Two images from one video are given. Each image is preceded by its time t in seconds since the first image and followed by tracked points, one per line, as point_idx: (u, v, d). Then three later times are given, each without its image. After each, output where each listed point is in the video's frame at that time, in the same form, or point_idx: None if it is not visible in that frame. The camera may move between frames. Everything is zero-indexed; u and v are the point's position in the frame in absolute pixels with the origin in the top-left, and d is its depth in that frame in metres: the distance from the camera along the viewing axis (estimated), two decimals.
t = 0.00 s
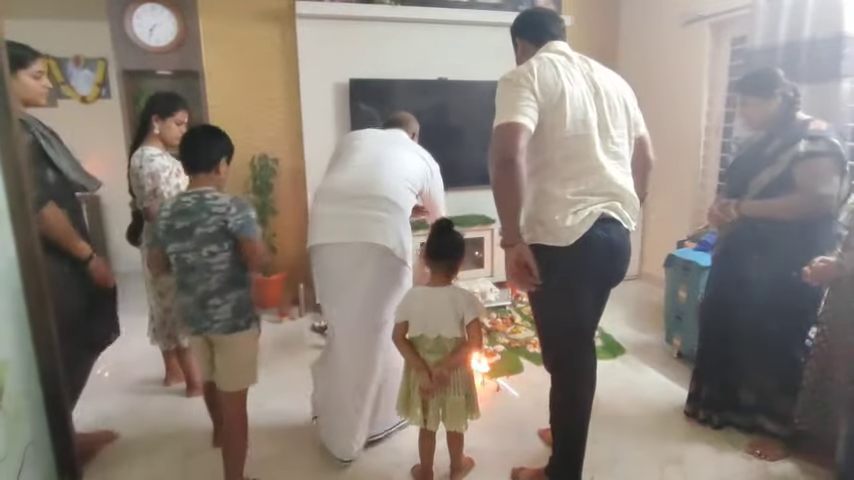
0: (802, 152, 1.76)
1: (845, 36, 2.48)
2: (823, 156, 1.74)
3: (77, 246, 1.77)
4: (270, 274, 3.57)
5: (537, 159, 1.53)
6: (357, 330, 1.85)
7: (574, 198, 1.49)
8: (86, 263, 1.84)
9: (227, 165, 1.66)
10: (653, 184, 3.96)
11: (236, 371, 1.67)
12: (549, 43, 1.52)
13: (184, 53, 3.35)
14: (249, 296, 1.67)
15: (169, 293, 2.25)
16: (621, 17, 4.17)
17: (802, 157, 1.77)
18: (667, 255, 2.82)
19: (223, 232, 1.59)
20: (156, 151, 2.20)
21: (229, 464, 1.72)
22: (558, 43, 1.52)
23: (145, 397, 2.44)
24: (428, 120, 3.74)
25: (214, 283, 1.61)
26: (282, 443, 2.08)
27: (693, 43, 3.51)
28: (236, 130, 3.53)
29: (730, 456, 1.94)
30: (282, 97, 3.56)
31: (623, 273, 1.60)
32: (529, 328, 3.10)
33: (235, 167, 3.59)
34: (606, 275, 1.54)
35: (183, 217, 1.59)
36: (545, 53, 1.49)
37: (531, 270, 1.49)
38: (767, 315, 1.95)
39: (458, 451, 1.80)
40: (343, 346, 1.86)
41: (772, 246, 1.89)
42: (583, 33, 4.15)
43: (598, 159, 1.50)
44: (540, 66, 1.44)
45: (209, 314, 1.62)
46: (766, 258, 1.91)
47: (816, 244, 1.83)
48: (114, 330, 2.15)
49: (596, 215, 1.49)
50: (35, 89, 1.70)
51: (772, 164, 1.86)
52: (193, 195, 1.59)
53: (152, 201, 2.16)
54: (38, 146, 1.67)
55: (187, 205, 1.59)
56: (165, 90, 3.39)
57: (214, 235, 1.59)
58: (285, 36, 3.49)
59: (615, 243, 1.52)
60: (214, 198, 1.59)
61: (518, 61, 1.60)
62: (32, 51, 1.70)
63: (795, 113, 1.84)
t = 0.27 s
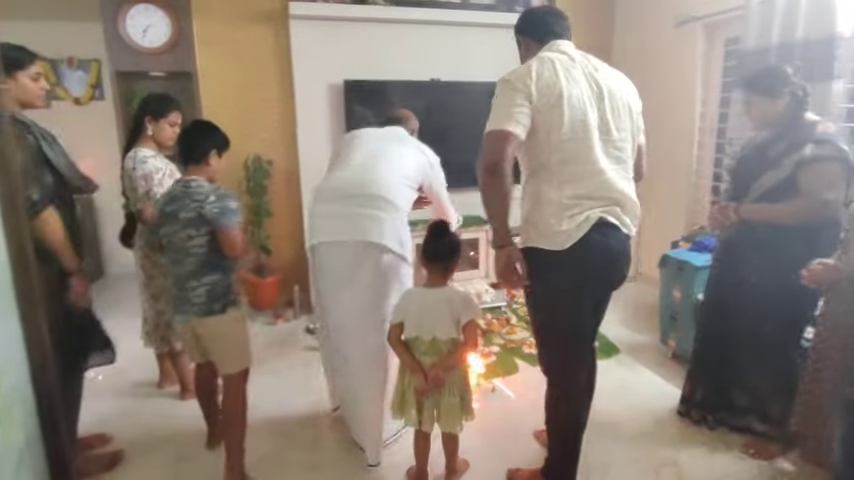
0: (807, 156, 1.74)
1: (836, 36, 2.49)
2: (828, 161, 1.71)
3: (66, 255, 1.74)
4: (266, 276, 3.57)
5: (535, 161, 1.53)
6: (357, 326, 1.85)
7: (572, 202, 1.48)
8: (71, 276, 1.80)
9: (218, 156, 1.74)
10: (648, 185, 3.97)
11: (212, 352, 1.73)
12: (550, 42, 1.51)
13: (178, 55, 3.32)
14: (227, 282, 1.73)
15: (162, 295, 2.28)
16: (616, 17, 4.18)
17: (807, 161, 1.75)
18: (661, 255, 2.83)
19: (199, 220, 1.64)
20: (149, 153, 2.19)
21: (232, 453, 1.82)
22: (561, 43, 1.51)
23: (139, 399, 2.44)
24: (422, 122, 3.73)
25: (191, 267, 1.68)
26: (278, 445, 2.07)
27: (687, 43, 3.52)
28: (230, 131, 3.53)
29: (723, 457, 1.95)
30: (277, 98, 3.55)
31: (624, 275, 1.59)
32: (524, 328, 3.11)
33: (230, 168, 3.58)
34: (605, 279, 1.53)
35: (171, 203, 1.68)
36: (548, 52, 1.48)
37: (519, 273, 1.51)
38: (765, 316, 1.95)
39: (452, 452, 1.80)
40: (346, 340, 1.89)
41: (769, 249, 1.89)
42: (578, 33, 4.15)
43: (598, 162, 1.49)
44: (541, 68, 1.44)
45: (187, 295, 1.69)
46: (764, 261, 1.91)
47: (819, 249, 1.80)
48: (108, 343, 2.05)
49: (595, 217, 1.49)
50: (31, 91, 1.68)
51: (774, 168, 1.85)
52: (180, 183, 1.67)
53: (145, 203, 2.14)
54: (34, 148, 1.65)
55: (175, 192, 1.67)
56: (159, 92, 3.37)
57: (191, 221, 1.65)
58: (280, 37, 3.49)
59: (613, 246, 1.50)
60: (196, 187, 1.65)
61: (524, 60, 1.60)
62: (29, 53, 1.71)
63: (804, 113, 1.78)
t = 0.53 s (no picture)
0: (811, 163, 1.72)
1: (826, 37, 2.51)
2: (831, 169, 1.69)
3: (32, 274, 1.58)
4: (259, 277, 3.55)
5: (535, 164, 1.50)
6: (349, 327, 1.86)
7: (572, 206, 1.46)
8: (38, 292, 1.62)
9: (210, 156, 1.72)
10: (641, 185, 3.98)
11: (197, 347, 1.73)
12: (548, 42, 1.49)
13: (170, 56, 3.30)
14: (213, 280, 1.71)
15: (153, 297, 2.30)
16: (609, 18, 4.20)
17: (812, 168, 1.73)
18: (654, 254, 2.83)
19: (182, 217, 1.64)
20: (142, 155, 2.18)
21: (216, 451, 1.81)
22: (560, 42, 1.48)
23: (132, 403, 2.42)
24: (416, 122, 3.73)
25: (177, 263, 1.69)
26: (272, 447, 2.06)
27: (679, 44, 3.53)
28: (223, 132, 3.51)
29: (715, 456, 1.96)
30: (269, 99, 3.54)
31: (627, 284, 1.55)
32: (519, 328, 3.11)
33: (223, 169, 3.57)
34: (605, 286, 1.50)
35: (161, 200, 1.70)
36: (547, 52, 1.45)
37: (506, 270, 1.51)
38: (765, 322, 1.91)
39: (446, 454, 1.80)
40: (338, 343, 1.87)
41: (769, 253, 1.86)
42: (570, 34, 4.17)
43: (601, 166, 1.45)
44: (540, 71, 1.40)
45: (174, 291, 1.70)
46: (764, 266, 1.88)
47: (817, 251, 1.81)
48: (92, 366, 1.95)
49: (597, 222, 1.46)
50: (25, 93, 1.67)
51: (776, 174, 1.83)
52: (169, 181, 1.69)
53: (136, 204, 2.14)
54: (28, 153, 1.62)
55: (164, 189, 1.69)
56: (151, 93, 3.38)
57: (175, 218, 1.65)
58: (272, 38, 3.48)
59: (614, 252, 1.48)
60: (182, 184, 1.66)
61: (518, 60, 1.58)
62: (23, 54, 1.67)
63: (809, 116, 1.77)
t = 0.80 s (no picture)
0: (821, 177, 1.68)
1: (819, 37, 2.54)
2: (842, 182, 1.66)
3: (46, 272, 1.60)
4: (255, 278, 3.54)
5: (543, 164, 1.47)
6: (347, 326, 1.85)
7: (584, 210, 1.43)
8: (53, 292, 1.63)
9: (199, 156, 1.71)
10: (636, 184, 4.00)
11: (193, 346, 1.73)
12: (559, 38, 1.45)
13: (164, 55, 3.30)
14: (206, 279, 1.70)
15: (147, 298, 2.28)
16: (603, 18, 4.21)
17: (821, 181, 1.69)
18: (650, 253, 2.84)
19: (170, 217, 1.63)
20: (138, 154, 2.16)
21: (210, 449, 1.83)
22: (571, 38, 1.44)
23: (127, 405, 2.41)
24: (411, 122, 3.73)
25: (170, 263, 1.68)
26: (268, 449, 2.05)
27: (674, 44, 3.55)
28: (219, 133, 3.50)
29: (711, 453, 1.97)
30: (265, 99, 3.53)
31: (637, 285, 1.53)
32: (515, 327, 3.12)
33: (218, 169, 3.55)
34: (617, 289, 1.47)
35: (151, 201, 1.69)
36: (557, 50, 1.42)
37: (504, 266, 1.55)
38: (763, 321, 1.91)
39: (443, 453, 1.80)
40: (337, 344, 1.86)
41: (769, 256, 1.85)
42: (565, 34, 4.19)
43: (614, 167, 1.42)
44: (553, 70, 1.36)
45: (168, 291, 1.70)
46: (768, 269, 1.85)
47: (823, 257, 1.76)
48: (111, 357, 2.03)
49: (607, 223, 1.44)
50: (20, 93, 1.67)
51: (785, 184, 1.78)
52: (158, 181, 1.68)
53: (132, 204, 2.14)
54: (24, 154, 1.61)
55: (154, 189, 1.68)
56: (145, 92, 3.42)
57: (163, 218, 1.65)
58: (267, 38, 3.47)
59: (626, 254, 1.46)
60: (171, 184, 1.65)
61: (529, 58, 1.54)
62: (20, 54, 1.66)
63: (815, 124, 1.73)
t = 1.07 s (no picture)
0: (824, 176, 1.68)
1: (812, 35, 2.55)
2: (846, 180, 1.64)
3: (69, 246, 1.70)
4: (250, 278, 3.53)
5: (569, 167, 1.40)
6: (347, 326, 1.83)
7: (607, 212, 1.37)
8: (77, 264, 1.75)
9: (187, 157, 1.70)
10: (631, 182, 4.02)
11: (190, 346, 1.73)
12: (584, 35, 1.38)
13: (158, 55, 3.29)
14: (201, 278, 1.69)
15: (141, 298, 2.27)
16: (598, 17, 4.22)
17: (823, 180, 1.68)
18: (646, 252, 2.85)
19: (164, 217, 1.62)
20: (132, 154, 2.15)
21: (205, 448, 1.83)
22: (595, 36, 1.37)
23: (121, 405, 2.40)
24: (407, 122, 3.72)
25: (164, 264, 1.67)
26: (264, 449, 2.05)
27: (668, 43, 3.56)
28: (213, 132, 3.49)
29: (707, 451, 1.98)
30: (259, 98, 3.52)
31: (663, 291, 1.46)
32: (510, 326, 3.12)
33: (213, 169, 3.54)
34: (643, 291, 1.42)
35: (141, 202, 1.67)
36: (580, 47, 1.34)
37: (521, 285, 1.49)
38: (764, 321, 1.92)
39: (439, 452, 1.80)
40: (336, 345, 1.85)
41: (771, 258, 1.85)
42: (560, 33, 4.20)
43: (641, 166, 1.37)
44: (578, 68, 1.30)
45: (164, 291, 1.69)
46: (772, 270, 1.86)
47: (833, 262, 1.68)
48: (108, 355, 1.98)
49: (633, 225, 1.38)
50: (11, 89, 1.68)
51: (786, 184, 1.78)
52: (148, 181, 1.66)
53: (129, 203, 2.13)
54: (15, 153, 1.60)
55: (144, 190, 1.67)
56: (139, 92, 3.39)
57: (156, 218, 1.63)
58: (262, 37, 3.46)
59: (653, 255, 1.40)
60: (163, 184, 1.63)
61: (548, 55, 1.45)
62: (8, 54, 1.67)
63: (812, 123, 1.74)
